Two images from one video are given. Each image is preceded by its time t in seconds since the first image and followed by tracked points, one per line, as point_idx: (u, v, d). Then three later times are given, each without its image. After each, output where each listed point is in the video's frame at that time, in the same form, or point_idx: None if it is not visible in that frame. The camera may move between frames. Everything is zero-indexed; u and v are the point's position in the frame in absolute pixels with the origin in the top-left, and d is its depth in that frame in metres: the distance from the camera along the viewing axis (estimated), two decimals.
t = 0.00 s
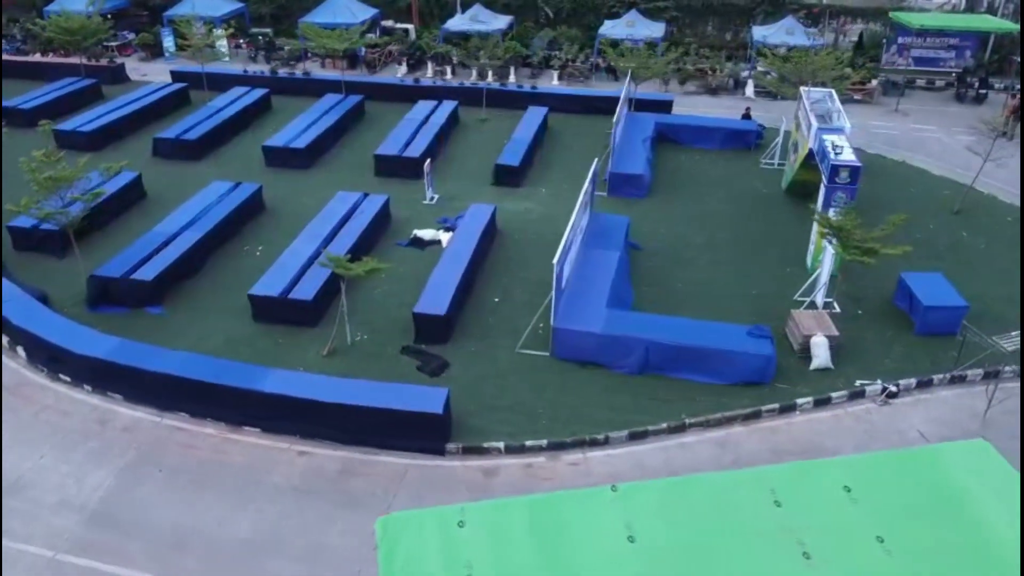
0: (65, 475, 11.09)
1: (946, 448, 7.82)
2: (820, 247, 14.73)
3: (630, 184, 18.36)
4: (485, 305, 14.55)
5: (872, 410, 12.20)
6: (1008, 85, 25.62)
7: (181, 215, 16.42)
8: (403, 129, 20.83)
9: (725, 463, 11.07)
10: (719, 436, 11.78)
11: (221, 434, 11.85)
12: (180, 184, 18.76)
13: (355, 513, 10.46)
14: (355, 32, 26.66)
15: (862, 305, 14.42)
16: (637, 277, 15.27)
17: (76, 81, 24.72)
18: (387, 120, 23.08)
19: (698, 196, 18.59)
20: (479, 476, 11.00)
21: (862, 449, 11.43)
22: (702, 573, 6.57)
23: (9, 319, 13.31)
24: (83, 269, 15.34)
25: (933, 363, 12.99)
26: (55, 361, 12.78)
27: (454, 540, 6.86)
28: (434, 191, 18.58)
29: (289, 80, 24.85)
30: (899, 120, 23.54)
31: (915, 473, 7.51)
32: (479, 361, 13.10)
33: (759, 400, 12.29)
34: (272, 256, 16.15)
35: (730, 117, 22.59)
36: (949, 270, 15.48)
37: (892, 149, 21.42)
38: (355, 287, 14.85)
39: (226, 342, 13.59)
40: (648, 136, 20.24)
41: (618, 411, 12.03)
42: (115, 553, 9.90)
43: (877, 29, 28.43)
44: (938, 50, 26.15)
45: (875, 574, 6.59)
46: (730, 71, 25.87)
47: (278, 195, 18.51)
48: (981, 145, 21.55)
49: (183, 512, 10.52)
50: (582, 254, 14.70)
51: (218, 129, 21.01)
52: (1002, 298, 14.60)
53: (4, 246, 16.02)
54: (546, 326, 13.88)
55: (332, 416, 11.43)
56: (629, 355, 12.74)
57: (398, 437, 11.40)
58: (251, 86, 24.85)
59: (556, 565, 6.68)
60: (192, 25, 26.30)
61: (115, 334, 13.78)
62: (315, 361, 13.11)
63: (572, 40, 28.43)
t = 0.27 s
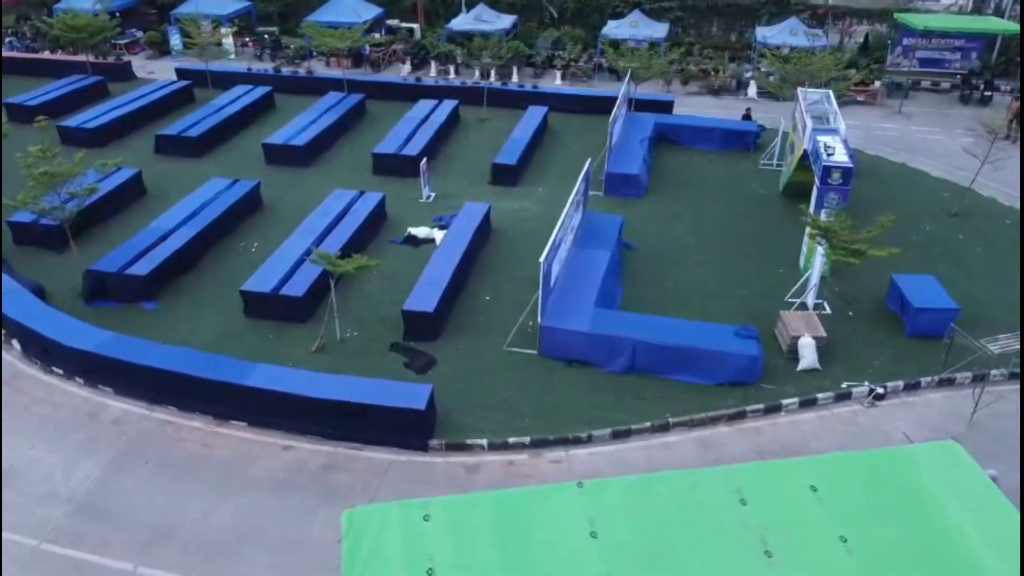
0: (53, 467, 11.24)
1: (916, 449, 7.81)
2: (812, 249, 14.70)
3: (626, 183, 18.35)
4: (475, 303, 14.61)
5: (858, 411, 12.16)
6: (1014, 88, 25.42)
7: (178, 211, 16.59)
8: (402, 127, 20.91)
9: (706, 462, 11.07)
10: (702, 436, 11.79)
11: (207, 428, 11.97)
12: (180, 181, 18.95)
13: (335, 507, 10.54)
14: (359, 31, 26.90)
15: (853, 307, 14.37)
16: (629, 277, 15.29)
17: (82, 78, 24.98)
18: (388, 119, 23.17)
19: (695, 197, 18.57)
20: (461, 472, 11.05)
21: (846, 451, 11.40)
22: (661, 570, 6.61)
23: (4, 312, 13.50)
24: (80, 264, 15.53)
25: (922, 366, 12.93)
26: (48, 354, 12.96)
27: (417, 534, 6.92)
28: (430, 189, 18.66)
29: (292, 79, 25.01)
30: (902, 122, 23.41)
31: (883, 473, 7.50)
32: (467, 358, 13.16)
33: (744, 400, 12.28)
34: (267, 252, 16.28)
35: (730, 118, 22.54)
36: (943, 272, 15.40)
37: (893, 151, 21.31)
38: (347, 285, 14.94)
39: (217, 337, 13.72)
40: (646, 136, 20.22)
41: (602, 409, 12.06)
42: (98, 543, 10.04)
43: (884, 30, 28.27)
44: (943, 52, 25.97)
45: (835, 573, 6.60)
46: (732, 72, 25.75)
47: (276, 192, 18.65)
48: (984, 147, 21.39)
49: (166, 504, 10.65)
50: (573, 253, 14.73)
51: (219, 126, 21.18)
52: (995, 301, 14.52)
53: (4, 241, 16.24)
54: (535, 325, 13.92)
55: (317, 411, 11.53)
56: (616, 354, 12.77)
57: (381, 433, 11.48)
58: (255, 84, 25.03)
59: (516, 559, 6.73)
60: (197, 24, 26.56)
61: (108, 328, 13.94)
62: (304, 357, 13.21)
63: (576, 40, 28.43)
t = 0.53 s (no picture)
0: (42, 457, 11.39)
1: (885, 449, 7.83)
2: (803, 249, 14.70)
3: (622, 183, 18.37)
4: (466, 300, 14.68)
5: (843, 412, 12.14)
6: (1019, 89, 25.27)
7: (175, 207, 16.74)
8: (402, 126, 21.01)
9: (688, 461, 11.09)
10: (685, 435, 11.80)
11: (195, 420, 12.10)
12: (180, 177, 19.13)
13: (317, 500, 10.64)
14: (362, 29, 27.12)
15: (844, 308, 14.33)
16: (620, 276, 15.33)
17: (88, 75, 25.23)
18: (389, 117, 23.29)
19: (691, 197, 18.58)
20: (443, 467, 11.13)
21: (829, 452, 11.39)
22: (621, 564, 6.65)
23: None
24: (78, 258, 15.71)
25: (911, 368, 12.89)
26: (41, 346, 13.13)
27: (382, 525, 6.99)
28: (427, 187, 18.76)
29: (295, 77, 25.19)
30: (905, 124, 23.31)
31: (850, 473, 7.52)
32: (454, 355, 13.23)
33: (729, 399, 12.28)
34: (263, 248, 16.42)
35: (731, 118, 22.51)
36: (937, 275, 15.33)
37: (894, 153, 21.20)
38: (339, 281, 15.06)
39: (209, 331, 13.86)
40: (644, 135, 20.22)
41: (587, 408, 12.10)
42: (82, 533, 10.18)
43: (889, 31, 28.14)
44: (948, 53, 25.79)
45: (795, 570, 6.62)
46: (735, 72, 25.65)
47: (274, 189, 18.80)
48: (986, 149, 21.25)
49: (151, 495, 10.78)
50: (564, 252, 14.78)
51: (220, 123, 21.35)
52: (988, 304, 14.45)
53: (4, 235, 16.44)
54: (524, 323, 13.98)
55: (302, 406, 11.63)
56: (602, 351, 12.81)
57: (365, 428, 11.57)
58: (259, 82, 25.22)
59: (478, 550, 6.79)
60: (203, 22, 26.81)
61: (102, 321, 14.10)
62: (293, 352, 13.33)
63: (579, 40, 28.45)
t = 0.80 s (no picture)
0: (31, 448, 11.57)
1: (853, 449, 7.84)
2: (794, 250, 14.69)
3: (617, 183, 18.37)
4: (456, 298, 14.76)
5: (827, 413, 12.13)
6: None
7: (173, 203, 16.91)
8: (401, 124, 21.11)
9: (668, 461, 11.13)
10: (668, 434, 11.82)
11: (182, 414, 12.24)
12: (180, 174, 19.32)
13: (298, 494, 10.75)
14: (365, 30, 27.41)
15: (834, 309, 14.30)
16: (611, 276, 15.37)
17: (95, 72, 25.51)
18: (391, 116, 23.41)
19: (687, 197, 18.58)
20: (425, 464, 11.21)
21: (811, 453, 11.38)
22: (580, 559, 6.70)
23: None
24: (75, 252, 15.91)
25: (898, 370, 12.84)
26: (35, 339, 13.32)
27: (346, 518, 7.08)
28: (424, 185, 18.86)
29: (298, 76, 25.36)
30: (907, 126, 23.18)
31: (816, 472, 7.53)
32: (441, 352, 13.31)
33: (713, 399, 12.29)
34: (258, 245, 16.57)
35: (731, 119, 22.47)
36: (930, 277, 15.26)
37: (894, 155, 21.07)
38: (332, 278, 15.18)
39: (200, 326, 14.00)
40: (642, 136, 20.22)
41: (571, 406, 12.15)
42: (67, 523, 10.35)
43: (895, 32, 27.96)
44: (953, 55, 25.52)
45: (753, 569, 6.65)
46: (737, 73, 25.58)
47: (272, 186, 18.96)
48: (988, 150, 21.10)
49: (136, 487, 10.93)
50: (554, 251, 14.84)
51: (222, 121, 21.54)
52: (980, 307, 14.37)
53: (5, 229, 16.67)
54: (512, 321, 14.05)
55: (287, 401, 11.75)
56: (587, 350, 12.85)
57: (349, 423, 11.67)
58: (263, 80, 25.40)
59: (439, 543, 6.86)
60: (209, 20, 27.04)
61: (96, 315, 14.28)
62: (282, 347, 13.45)
63: (582, 40, 28.43)
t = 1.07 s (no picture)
0: (20, 439, 11.74)
1: (820, 449, 7.86)
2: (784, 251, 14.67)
3: (612, 182, 18.39)
4: (446, 296, 14.84)
5: (811, 414, 12.11)
6: None
7: (170, 199, 17.07)
8: (400, 123, 21.20)
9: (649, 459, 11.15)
10: (651, 433, 11.84)
11: (170, 408, 12.38)
12: (179, 171, 19.51)
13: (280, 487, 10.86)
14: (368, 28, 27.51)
15: (823, 311, 14.27)
16: (601, 276, 15.40)
17: (101, 70, 25.78)
18: (391, 115, 23.52)
19: (682, 197, 18.58)
20: (406, 459, 11.29)
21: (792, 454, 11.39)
22: (539, 555, 6.76)
23: None
24: (72, 247, 16.10)
25: (885, 372, 12.80)
26: (29, 332, 13.51)
27: (311, 510, 7.17)
28: (420, 183, 18.93)
29: (301, 74, 25.51)
30: (909, 127, 23.06)
31: (781, 472, 7.56)
32: (428, 349, 13.39)
33: (697, 399, 12.30)
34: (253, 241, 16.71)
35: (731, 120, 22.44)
36: (922, 280, 15.20)
37: (894, 157, 20.96)
38: (323, 275, 15.30)
39: (191, 321, 14.14)
40: (639, 136, 20.24)
41: (555, 404, 12.20)
42: (52, 514, 10.50)
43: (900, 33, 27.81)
44: (958, 56, 25.39)
45: (712, 566, 6.67)
46: (739, 74, 25.57)
47: (270, 183, 19.10)
48: (990, 152, 20.96)
49: (121, 478, 11.08)
50: (544, 250, 14.89)
51: (224, 119, 21.72)
52: (971, 310, 14.30)
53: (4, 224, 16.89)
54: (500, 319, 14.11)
55: (272, 395, 11.86)
56: (573, 349, 12.89)
57: (333, 418, 11.76)
58: (266, 78, 25.58)
59: (401, 537, 6.93)
60: (214, 19, 27.27)
61: (90, 309, 14.46)
62: (271, 343, 13.56)
63: (585, 40, 28.43)
